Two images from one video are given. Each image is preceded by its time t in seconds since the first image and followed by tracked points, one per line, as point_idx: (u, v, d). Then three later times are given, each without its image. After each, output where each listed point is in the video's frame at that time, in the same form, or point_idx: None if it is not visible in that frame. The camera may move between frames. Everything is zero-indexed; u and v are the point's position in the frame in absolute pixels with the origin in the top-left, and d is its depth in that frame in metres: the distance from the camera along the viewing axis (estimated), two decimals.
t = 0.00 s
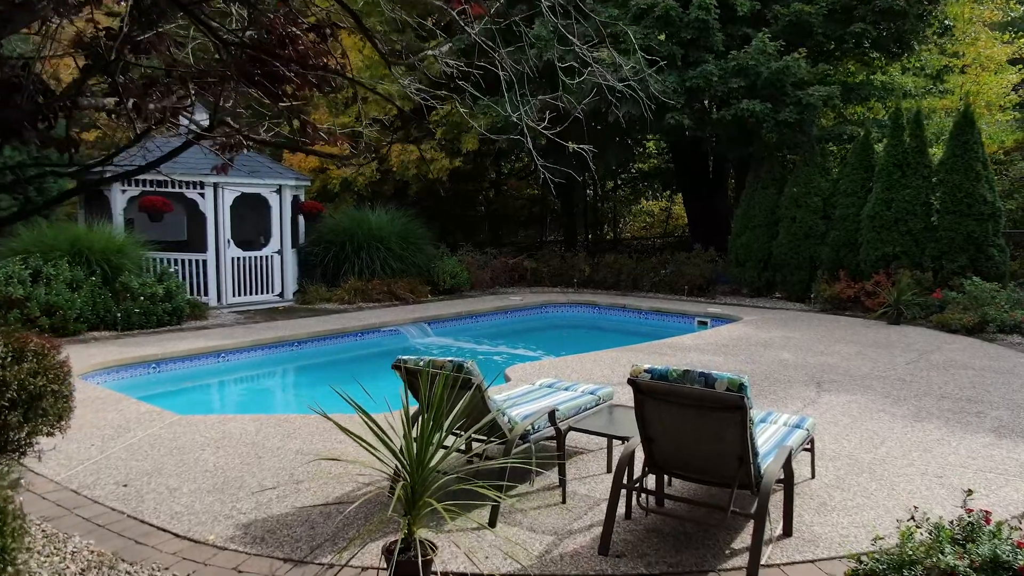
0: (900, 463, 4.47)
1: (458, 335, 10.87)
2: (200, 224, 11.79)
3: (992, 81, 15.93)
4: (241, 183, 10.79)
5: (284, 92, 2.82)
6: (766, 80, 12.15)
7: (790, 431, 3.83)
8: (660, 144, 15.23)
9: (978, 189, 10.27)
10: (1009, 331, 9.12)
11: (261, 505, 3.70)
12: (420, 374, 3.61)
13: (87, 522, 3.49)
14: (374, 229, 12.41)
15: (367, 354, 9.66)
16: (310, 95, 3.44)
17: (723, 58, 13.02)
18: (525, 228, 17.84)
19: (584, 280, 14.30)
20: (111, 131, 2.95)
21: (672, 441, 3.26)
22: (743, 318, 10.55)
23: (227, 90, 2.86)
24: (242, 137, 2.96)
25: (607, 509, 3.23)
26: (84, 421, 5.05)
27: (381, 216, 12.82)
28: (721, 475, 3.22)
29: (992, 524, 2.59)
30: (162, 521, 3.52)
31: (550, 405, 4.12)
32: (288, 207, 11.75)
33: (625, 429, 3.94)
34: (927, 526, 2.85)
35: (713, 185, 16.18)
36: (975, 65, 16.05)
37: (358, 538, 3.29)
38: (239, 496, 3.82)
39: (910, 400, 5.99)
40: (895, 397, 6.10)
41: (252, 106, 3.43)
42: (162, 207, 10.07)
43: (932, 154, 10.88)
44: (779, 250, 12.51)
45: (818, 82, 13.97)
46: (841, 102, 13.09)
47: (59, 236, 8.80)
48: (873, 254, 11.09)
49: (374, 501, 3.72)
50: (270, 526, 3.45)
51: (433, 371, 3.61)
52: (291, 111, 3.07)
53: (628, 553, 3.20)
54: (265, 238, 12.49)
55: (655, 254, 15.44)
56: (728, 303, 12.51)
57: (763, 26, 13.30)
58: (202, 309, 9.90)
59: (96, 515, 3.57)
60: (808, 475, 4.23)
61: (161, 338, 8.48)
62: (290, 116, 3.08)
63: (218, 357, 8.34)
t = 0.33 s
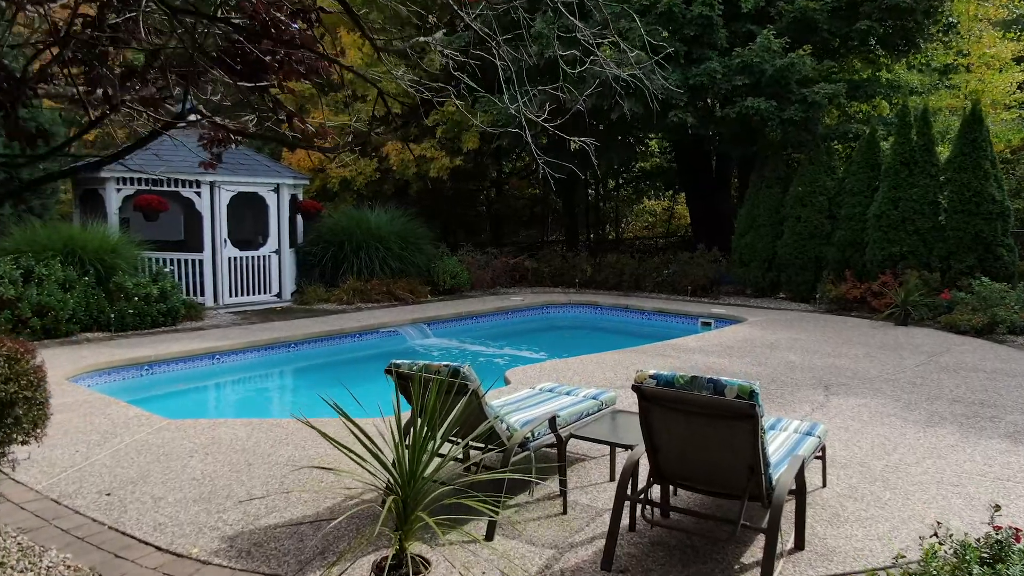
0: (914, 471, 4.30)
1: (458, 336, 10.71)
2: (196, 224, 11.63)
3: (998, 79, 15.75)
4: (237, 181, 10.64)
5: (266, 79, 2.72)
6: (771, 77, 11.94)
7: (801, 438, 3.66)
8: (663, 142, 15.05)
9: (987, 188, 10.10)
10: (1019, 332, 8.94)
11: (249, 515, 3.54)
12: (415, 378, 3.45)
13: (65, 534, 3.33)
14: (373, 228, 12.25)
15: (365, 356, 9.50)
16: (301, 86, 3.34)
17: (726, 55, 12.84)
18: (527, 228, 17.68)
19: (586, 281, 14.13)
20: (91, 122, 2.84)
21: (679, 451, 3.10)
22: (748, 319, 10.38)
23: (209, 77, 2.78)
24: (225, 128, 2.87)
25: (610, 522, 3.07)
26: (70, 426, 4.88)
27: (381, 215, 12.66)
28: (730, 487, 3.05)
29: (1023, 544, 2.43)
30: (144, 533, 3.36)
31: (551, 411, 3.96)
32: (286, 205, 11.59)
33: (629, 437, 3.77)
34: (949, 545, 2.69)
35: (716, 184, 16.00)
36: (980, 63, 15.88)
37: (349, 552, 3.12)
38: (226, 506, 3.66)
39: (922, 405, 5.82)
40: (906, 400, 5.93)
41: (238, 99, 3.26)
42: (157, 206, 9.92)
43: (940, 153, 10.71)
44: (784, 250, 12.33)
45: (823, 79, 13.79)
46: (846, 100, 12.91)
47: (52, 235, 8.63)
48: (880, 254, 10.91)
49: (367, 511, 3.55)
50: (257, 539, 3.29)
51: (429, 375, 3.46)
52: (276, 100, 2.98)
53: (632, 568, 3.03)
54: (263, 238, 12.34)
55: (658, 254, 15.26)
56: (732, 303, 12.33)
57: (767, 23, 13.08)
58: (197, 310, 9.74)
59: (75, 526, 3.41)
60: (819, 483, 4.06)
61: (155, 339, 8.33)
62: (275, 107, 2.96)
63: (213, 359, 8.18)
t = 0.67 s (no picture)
0: (926, 479, 4.15)
1: (457, 337, 10.57)
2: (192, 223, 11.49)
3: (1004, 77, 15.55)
4: (232, 180, 10.50)
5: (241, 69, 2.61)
6: (774, 74, 11.71)
7: (809, 447, 3.50)
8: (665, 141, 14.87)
9: (994, 187, 9.94)
10: None
11: (232, 527, 3.39)
12: (405, 384, 3.30)
13: (38, 548, 3.18)
14: (372, 228, 12.09)
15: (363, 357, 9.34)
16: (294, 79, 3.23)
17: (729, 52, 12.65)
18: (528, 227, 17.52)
19: (587, 281, 13.97)
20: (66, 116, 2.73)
21: (683, 462, 2.95)
22: (751, 320, 10.23)
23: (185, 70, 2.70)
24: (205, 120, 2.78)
25: (610, 535, 2.93)
26: (53, 432, 4.73)
27: (379, 214, 12.51)
28: (736, 499, 2.91)
29: None
30: (122, 546, 3.21)
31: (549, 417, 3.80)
32: (283, 204, 11.44)
33: (630, 446, 3.61)
34: (970, 566, 2.58)
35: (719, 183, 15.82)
36: (984, 62, 15.69)
37: (335, 567, 2.97)
38: (209, 517, 3.50)
39: (931, 409, 5.66)
40: (914, 405, 5.78)
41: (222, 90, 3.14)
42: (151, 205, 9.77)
43: (946, 151, 10.55)
44: (787, 250, 12.17)
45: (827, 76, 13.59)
46: (850, 97, 12.72)
47: (43, 235, 8.47)
48: (885, 254, 10.74)
49: (354, 523, 3.40)
50: (240, 553, 3.14)
51: (420, 381, 3.30)
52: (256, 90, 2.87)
53: None
54: (260, 237, 12.20)
55: (659, 255, 15.10)
56: (735, 304, 12.17)
57: (770, 20, 12.90)
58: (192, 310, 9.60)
59: (51, 539, 3.26)
60: (827, 493, 3.91)
61: (147, 340, 8.19)
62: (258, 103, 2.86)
63: (206, 361, 8.02)
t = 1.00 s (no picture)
0: (938, 490, 3.98)
1: (454, 339, 10.38)
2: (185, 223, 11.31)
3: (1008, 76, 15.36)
4: (226, 179, 10.34)
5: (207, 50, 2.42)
6: (775, 72, 11.47)
7: (818, 458, 3.33)
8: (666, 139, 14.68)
9: (1000, 187, 9.78)
10: None
11: (210, 542, 3.21)
12: (392, 393, 3.13)
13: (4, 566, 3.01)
14: (368, 227, 11.92)
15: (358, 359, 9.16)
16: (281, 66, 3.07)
17: (731, 50, 12.44)
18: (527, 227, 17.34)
19: (586, 281, 13.79)
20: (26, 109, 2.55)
21: (685, 475, 2.77)
22: (753, 322, 10.06)
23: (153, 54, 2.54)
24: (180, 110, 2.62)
25: (608, 553, 2.75)
26: (30, 440, 4.55)
27: (375, 214, 12.33)
28: (742, 515, 2.73)
29: None
30: (92, 564, 3.03)
31: (544, 425, 3.64)
32: (278, 204, 11.27)
33: (629, 458, 3.44)
34: None
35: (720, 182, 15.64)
36: (988, 60, 15.51)
37: None
38: (187, 531, 3.33)
39: (941, 415, 5.48)
40: (922, 410, 5.60)
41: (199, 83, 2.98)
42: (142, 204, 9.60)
43: (951, 150, 10.38)
44: (790, 250, 12.00)
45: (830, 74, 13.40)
46: (853, 95, 12.52)
47: (30, 235, 8.29)
48: (889, 255, 10.55)
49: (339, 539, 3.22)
50: (217, 571, 2.96)
51: (409, 389, 3.14)
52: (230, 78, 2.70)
53: None
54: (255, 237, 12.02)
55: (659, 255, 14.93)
56: (736, 305, 12.00)
57: (772, 17, 12.69)
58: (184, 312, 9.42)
59: (18, 556, 3.09)
60: (836, 504, 3.74)
61: (137, 343, 8.01)
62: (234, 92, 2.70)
63: (196, 363, 7.86)
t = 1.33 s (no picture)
0: (953, 504, 3.83)
1: (453, 341, 10.21)
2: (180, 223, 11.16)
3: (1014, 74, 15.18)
4: (222, 179, 10.19)
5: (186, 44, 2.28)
6: (779, 70, 11.27)
7: (829, 472, 3.18)
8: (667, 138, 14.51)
9: (1009, 187, 9.62)
10: None
11: (193, 560, 3.06)
12: (383, 406, 3.00)
13: None
14: (366, 228, 11.76)
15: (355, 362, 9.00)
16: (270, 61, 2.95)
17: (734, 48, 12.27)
18: (527, 227, 17.19)
19: (587, 282, 13.63)
20: None
21: (692, 493, 2.62)
22: (757, 325, 9.91)
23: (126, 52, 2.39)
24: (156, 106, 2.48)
25: None
26: (12, 449, 4.40)
27: (373, 214, 12.18)
28: (752, 536, 2.57)
29: None
30: None
31: (542, 437, 3.49)
32: (275, 204, 11.13)
33: (631, 472, 3.27)
34: None
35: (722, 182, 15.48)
36: (993, 59, 15.33)
37: None
38: (169, 548, 3.18)
39: (952, 422, 5.32)
40: (932, 417, 5.45)
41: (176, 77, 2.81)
42: (137, 204, 9.45)
43: (958, 150, 10.21)
44: (794, 251, 11.84)
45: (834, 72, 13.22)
46: (858, 94, 12.34)
47: (21, 236, 8.15)
48: (895, 256, 10.38)
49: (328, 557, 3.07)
50: None
51: (400, 401, 3.00)
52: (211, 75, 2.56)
53: None
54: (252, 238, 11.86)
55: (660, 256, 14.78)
56: (739, 307, 11.85)
57: (775, 15, 12.51)
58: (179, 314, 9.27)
59: None
60: (848, 520, 3.58)
61: (129, 346, 7.86)
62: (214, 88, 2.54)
63: (190, 367, 7.72)
